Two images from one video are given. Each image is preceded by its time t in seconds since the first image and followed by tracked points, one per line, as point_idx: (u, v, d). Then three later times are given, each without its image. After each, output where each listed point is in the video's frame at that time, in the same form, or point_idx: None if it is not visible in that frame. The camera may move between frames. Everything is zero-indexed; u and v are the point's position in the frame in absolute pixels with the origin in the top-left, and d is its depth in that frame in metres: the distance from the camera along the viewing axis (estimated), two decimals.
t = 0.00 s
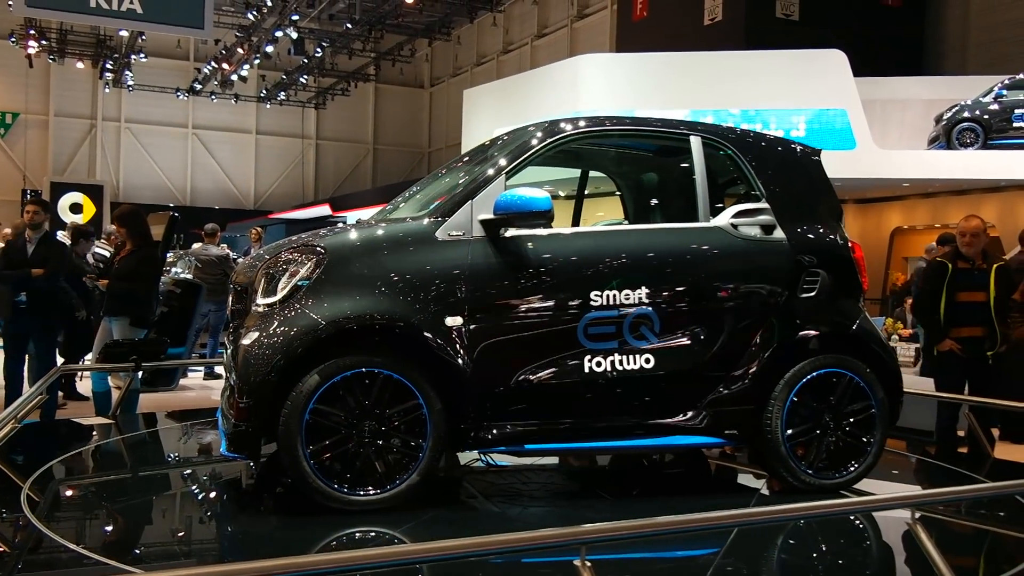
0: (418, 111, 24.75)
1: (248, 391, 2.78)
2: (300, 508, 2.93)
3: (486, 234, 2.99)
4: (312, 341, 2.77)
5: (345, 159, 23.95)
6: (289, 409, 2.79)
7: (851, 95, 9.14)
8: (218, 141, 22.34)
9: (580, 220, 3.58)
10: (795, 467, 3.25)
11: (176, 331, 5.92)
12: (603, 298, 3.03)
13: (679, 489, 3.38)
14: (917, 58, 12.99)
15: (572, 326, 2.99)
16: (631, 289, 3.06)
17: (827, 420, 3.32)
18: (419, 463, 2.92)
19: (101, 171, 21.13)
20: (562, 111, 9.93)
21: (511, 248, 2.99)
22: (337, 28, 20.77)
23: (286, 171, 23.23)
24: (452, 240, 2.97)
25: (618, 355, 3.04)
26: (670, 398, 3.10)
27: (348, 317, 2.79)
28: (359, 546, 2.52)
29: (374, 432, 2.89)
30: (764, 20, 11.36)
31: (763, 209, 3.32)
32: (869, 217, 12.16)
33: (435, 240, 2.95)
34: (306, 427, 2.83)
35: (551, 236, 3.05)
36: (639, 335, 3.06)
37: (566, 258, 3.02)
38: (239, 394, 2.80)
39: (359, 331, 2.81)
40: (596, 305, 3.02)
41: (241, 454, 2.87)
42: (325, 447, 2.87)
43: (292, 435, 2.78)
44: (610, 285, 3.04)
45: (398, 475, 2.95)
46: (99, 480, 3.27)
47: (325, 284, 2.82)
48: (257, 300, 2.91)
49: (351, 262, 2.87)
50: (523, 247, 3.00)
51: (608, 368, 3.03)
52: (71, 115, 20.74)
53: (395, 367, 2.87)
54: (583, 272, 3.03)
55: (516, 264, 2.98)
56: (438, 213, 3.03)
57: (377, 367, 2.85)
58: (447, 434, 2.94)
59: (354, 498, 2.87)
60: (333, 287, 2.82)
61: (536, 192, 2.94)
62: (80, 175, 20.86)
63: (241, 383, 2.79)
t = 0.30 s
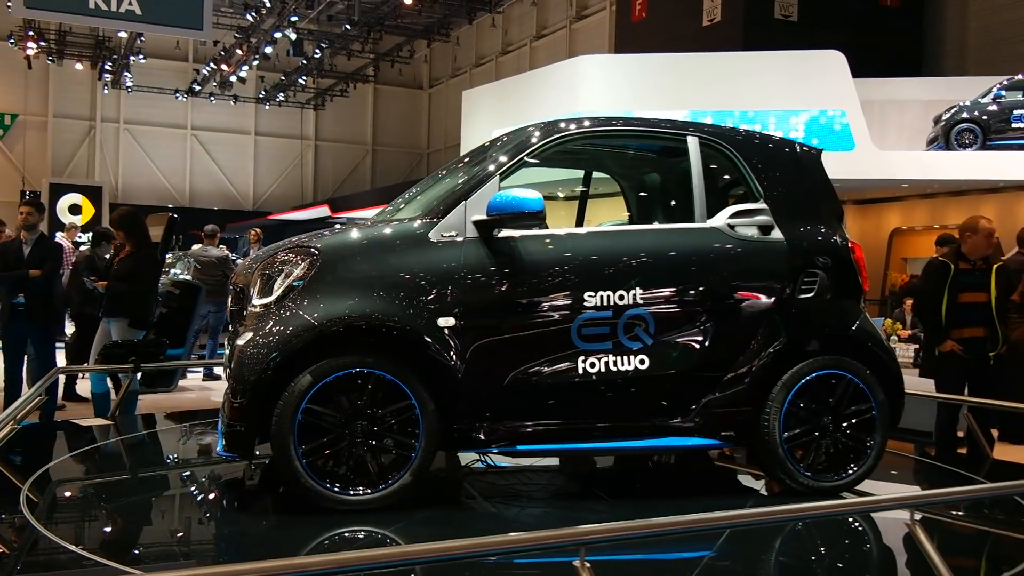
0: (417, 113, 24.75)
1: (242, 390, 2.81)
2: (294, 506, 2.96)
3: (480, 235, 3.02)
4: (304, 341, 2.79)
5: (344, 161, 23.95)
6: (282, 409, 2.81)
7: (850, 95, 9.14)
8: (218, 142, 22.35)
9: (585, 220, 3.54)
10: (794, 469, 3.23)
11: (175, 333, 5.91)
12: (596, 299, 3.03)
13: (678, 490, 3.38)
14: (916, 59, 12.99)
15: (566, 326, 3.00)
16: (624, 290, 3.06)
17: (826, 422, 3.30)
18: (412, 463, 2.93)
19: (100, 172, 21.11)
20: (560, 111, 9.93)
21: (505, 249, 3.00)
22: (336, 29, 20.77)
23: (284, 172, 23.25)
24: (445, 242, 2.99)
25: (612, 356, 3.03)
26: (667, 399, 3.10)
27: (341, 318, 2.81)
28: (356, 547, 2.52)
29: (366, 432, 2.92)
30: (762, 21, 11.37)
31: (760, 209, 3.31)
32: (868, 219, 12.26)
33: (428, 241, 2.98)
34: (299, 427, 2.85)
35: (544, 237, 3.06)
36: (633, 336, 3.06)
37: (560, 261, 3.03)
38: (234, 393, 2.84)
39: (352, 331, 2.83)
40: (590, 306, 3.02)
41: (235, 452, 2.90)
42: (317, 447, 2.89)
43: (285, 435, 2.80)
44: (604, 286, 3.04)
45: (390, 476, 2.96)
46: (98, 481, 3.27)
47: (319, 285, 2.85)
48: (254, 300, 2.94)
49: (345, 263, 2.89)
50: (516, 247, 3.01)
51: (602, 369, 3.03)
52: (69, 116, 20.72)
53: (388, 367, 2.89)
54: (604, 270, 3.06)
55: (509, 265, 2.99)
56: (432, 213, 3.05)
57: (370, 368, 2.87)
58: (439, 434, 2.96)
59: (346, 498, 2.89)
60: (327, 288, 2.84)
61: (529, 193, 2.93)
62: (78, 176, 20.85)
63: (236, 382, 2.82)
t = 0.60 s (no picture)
0: (417, 113, 24.76)
1: (236, 390, 2.84)
2: (286, 505, 2.97)
3: (473, 236, 3.02)
4: (297, 341, 2.81)
5: (344, 161, 23.95)
6: (274, 408, 2.82)
7: (850, 97, 9.14)
8: (217, 142, 22.35)
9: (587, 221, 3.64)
10: (791, 470, 3.22)
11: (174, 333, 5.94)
12: (589, 299, 3.03)
13: (677, 492, 3.39)
14: (915, 60, 13.00)
15: (559, 326, 3.00)
16: (618, 291, 3.06)
17: (823, 424, 3.29)
18: (403, 463, 2.93)
19: (99, 172, 21.11)
20: (559, 112, 9.94)
21: (498, 249, 3.01)
22: (335, 29, 20.77)
23: (284, 173, 23.26)
24: (438, 242, 3.00)
25: (605, 356, 3.03)
26: (663, 399, 3.10)
27: (333, 318, 2.83)
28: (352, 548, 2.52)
29: (358, 432, 2.92)
30: (761, 22, 11.37)
31: (758, 209, 3.31)
32: (867, 219, 12.32)
33: (421, 241, 2.99)
34: (291, 426, 2.86)
35: (538, 237, 3.06)
36: (627, 337, 3.06)
37: (554, 263, 3.03)
38: (227, 392, 2.86)
39: (343, 331, 2.84)
40: (583, 307, 3.02)
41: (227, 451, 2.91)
42: (309, 447, 2.90)
43: (277, 434, 2.82)
44: (598, 287, 3.05)
45: (382, 475, 2.97)
46: (97, 481, 3.27)
47: (311, 285, 2.87)
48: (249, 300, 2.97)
49: (338, 264, 2.91)
50: (510, 248, 3.02)
51: (595, 370, 3.02)
52: (68, 116, 20.71)
53: (379, 367, 2.89)
54: (623, 269, 3.08)
55: (502, 265, 3.00)
56: (425, 214, 3.06)
57: (361, 368, 2.88)
58: (431, 434, 2.96)
59: (338, 497, 2.90)
60: (320, 288, 2.86)
61: (522, 193, 2.93)
62: (77, 176, 20.84)
63: (229, 381, 2.85)
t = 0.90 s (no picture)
0: (417, 114, 24.77)
1: (230, 389, 2.86)
2: (281, 505, 2.97)
3: (467, 237, 3.03)
4: (290, 340, 2.82)
5: (344, 161, 23.95)
6: (267, 408, 2.84)
7: (849, 98, 9.15)
8: (217, 143, 22.36)
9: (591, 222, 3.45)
10: (789, 472, 3.22)
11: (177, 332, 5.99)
12: (585, 300, 3.03)
13: (675, 493, 3.39)
14: (915, 61, 13.02)
15: (554, 327, 3.00)
16: (613, 291, 3.06)
17: (822, 426, 3.29)
18: (397, 463, 2.94)
19: (99, 173, 21.12)
20: (559, 113, 9.95)
21: (492, 249, 3.02)
22: (335, 30, 20.76)
23: (284, 173, 23.26)
24: (433, 243, 3.02)
25: (600, 357, 3.03)
26: (661, 399, 3.09)
27: (326, 319, 2.84)
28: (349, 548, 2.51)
29: (351, 432, 2.92)
30: (761, 23, 11.39)
31: (755, 210, 3.30)
32: (867, 220, 12.32)
33: (415, 242, 3.00)
34: (285, 426, 2.87)
35: (533, 238, 3.07)
36: (623, 338, 3.06)
37: (551, 264, 3.04)
38: (222, 391, 2.88)
39: (335, 332, 2.85)
40: (577, 308, 3.02)
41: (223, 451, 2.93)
42: (303, 447, 2.90)
43: (271, 433, 2.83)
44: (593, 287, 3.05)
45: (375, 475, 2.97)
46: (97, 482, 3.27)
47: (304, 286, 2.89)
48: (246, 301, 3.00)
49: (331, 265, 2.92)
50: (506, 249, 3.03)
51: (590, 370, 3.02)
52: (69, 117, 20.71)
53: (373, 367, 2.90)
54: (648, 268, 3.10)
55: (497, 265, 3.00)
56: (421, 214, 3.08)
57: (355, 368, 2.89)
58: (424, 434, 2.96)
59: (331, 497, 2.90)
60: (314, 288, 2.88)
61: (515, 194, 2.93)
62: (77, 177, 20.85)
63: (224, 380, 2.87)
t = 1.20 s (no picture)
0: (416, 114, 24.78)
1: (225, 388, 2.88)
2: (276, 505, 2.98)
3: (461, 237, 3.04)
4: (285, 340, 2.84)
5: (344, 162, 23.94)
6: (261, 406, 2.85)
7: (849, 98, 9.15)
8: (217, 143, 22.36)
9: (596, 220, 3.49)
10: (787, 474, 3.22)
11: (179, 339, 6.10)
12: (578, 300, 3.04)
13: (675, 494, 3.39)
14: (914, 62, 13.02)
15: (548, 328, 3.00)
16: (607, 292, 3.06)
17: (822, 428, 3.28)
18: (391, 463, 2.94)
19: (99, 173, 21.12)
20: (558, 113, 9.95)
21: (487, 249, 3.02)
22: (336, 30, 20.76)
23: (284, 174, 23.26)
24: (428, 243, 3.02)
25: (595, 358, 3.03)
26: (659, 400, 3.09)
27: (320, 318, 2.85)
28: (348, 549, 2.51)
29: (345, 431, 2.93)
30: (761, 24, 11.39)
31: (753, 211, 3.30)
32: (866, 221, 12.31)
33: (410, 243, 3.01)
34: (279, 425, 2.88)
35: (529, 239, 3.07)
36: (618, 339, 3.06)
37: (551, 264, 3.04)
38: (217, 390, 2.90)
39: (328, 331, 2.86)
40: (571, 308, 3.03)
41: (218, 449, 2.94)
42: (297, 446, 2.91)
43: (265, 432, 2.84)
44: (587, 287, 3.04)
45: (369, 475, 2.97)
46: (96, 482, 3.27)
47: (300, 285, 2.90)
48: (244, 300, 3.02)
49: (326, 265, 2.94)
50: (502, 249, 3.03)
51: (584, 371, 3.02)
52: (69, 117, 20.72)
53: (367, 367, 2.90)
54: (674, 266, 3.13)
55: (491, 265, 3.00)
56: (415, 215, 3.09)
57: (349, 367, 2.89)
58: (419, 434, 2.96)
59: (325, 496, 2.91)
60: (309, 287, 2.90)
61: (508, 195, 2.94)
62: (77, 177, 20.85)
63: (221, 378, 2.89)
